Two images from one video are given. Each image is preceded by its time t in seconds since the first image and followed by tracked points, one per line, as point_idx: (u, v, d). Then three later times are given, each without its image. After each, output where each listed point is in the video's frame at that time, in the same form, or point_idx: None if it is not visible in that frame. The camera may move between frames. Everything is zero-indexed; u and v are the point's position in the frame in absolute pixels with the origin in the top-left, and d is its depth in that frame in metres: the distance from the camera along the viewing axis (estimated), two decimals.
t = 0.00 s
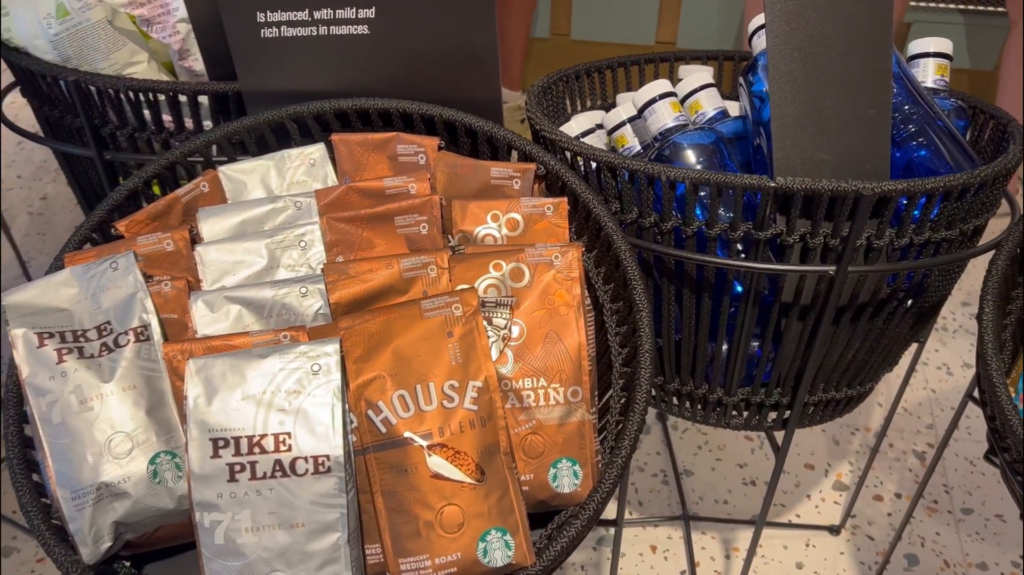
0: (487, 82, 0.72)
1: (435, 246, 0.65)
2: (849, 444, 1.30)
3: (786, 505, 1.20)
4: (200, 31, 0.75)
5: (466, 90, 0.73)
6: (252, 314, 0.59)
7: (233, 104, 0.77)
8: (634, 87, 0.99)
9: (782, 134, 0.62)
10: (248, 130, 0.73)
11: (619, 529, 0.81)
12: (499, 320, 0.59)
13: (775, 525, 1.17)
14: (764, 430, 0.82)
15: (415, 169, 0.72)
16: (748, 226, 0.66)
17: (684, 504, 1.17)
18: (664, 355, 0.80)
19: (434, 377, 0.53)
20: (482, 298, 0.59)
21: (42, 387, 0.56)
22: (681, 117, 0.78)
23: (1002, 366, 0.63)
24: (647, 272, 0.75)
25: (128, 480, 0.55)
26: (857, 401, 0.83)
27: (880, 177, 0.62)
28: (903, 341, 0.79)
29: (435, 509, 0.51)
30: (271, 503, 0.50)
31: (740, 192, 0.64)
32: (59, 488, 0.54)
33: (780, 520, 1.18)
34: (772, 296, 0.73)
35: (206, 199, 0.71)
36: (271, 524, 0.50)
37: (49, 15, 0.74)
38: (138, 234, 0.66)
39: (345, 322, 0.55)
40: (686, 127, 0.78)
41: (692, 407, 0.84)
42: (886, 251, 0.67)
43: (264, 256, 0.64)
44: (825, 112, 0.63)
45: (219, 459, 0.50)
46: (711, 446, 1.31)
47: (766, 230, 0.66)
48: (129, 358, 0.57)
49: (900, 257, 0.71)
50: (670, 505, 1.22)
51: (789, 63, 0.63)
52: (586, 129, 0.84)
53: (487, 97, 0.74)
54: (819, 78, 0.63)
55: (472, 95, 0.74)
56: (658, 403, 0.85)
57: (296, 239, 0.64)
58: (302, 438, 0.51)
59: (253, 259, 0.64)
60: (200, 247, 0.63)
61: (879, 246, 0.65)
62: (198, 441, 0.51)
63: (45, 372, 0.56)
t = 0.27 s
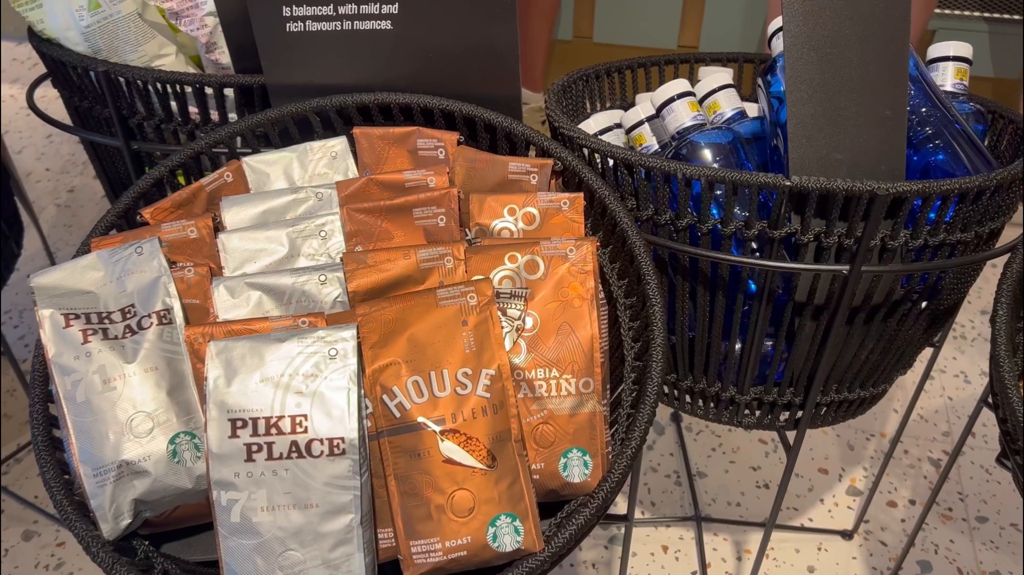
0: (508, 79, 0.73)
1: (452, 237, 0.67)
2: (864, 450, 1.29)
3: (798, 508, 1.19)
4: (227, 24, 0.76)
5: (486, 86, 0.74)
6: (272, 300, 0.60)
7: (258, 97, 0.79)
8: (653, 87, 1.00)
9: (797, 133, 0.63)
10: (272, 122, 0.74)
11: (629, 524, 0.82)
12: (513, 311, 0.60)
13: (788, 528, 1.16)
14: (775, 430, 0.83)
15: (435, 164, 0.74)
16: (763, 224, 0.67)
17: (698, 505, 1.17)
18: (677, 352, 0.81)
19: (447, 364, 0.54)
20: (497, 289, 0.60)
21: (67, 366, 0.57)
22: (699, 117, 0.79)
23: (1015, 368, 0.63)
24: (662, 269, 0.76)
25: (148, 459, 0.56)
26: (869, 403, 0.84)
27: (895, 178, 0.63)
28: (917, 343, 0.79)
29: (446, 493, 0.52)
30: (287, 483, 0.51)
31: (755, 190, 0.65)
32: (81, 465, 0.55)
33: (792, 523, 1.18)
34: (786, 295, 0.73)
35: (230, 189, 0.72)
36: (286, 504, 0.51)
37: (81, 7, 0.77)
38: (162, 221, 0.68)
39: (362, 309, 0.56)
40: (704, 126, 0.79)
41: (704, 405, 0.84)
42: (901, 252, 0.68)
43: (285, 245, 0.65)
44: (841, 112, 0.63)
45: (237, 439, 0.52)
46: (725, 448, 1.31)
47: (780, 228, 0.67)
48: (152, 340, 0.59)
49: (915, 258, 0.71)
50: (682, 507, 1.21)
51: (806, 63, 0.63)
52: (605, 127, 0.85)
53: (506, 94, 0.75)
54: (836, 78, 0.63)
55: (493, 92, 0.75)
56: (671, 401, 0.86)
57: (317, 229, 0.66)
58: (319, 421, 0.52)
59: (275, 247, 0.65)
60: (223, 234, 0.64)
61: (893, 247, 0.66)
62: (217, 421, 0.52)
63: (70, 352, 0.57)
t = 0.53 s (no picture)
0: (530, 80, 0.75)
1: (472, 233, 0.68)
2: (879, 457, 1.27)
3: (811, 513, 1.18)
4: (258, 24, 0.79)
5: (508, 87, 0.76)
6: (297, 290, 0.62)
7: (287, 94, 0.81)
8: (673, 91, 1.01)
9: (811, 136, 0.64)
10: (299, 119, 0.76)
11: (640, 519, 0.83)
12: (530, 305, 0.62)
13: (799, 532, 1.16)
14: (787, 430, 0.84)
15: (456, 162, 0.75)
16: (777, 226, 0.68)
17: (711, 508, 1.15)
18: (691, 351, 0.82)
19: (465, 354, 0.56)
20: (514, 283, 0.62)
21: (99, 348, 0.59)
22: (717, 120, 0.80)
23: None
24: (677, 269, 0.77)
25: (175, 439, 0.58)
26: (882, 406, 0.84)
27: (908, 182, 0.64)
28: (930, 348, 0.80)
29: (461, 478, 0.54)
30: (307, 465, 0.53)
31: (770, 192, 0.66)
32: (111, 444, 0.58)
33: (805, 528, 1.17)
34: (800, 297, 0.74)
35: (258, 182, 0.74)
36: (307, 485, 0.53)
37: (119, 5, 0.79)
38: (192, 212, 0.70)
39: (383, 299, 0.58)
40: (722, 129, 0.80)
41: (717, 405, 0.85)
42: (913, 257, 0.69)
43: (310, 237, 0.67)
44: (855, 117, 0.64)
45: (261, 421, 0.54)
46: (739, 450, 1.30)
47: (794, 230, 0.68)
48: (181, 325, 0.61)
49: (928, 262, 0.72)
50: (695, 509, 1.21)
51: (822, 68, 0.65)
52: (624, 129, 0.87)
53: (528, 95, 0.77)
54: (851, 83, 0.64)
55: (515, 92, 0.76)
56: (684, 400, 0.87)
57: (341, 222, 0.68)
58: (339, 405, 0.54)
59: (300, 239, 0.67)
60: (250, 226, 0.67)
61: (905, 250, 0.67)
62: (242, 403, 0.54)
63: (102, 334, 0.60)
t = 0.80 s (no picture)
0: (559, 89, 0.77)
1: (500, 236, 0.71)
2: (898, 470, 1.24)
3: (828, 524, 1.16)
4: (300, 30, 0.82)
5: (538, 96, 0.79)
6: (332, 286, 0.65)
7: (325, 99, 0.84)
8: (698, 102, 1.04)
9: (833, 149, 0.66)
10: (335, 123, 0.79)
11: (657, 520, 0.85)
12: (554, 306, 0.64)
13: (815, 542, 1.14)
14: (804, 437, 0.85)
15: (486, 167, 0.78)
16: (797, 235, 0.70)
17: (728, 514, 1.14)
18: (711, 357, 0.84)
19: (490, 351, 0.59)
20: (540, 284, 0.64)
21: (143, 336, 0.62)
22: (741, 132, 0.83)
23: None
24: (699, 276, 0.79)
25: (212, 425, 0.61)
26: (899, 416, 0.86)
27: (926, 196, 0.66)
28: (947, 360, 0.81)
29: (484, 469, 0.56)
30: (338, 452, 0.56)
31: (791, 202, 0.68)
32: (153, 427, 0.61)
33: (821, 538, 1.15)
34: (819, 306, 0.76)
35: (296, 182, 0.78)
36: (337, 471, 0.56)
37: (167, 10, 0.82)
38: (233, 209, 0.73)
39: (413, 296, 0.60)
40: (745, 141, 0.82)
41: (736, 411, 0.87)
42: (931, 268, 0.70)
43: (345, 236, 0.70)
44: (876, 131, 0.66)
45: (295, 409, 0.56)
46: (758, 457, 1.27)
47: (814, 240, 0.70)
48: (221, 317, 0.64)
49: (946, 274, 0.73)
50: (712, 515, 1.18)
51: (845, 83, 0.66)
52: (651, 138, 0.89)
53: (558, 103, 0.79)
54: (873, 98, 0.66)
55: (545, 101, 0.79)
56: (703, 405, 0.89)
57: (374, 223, 0.71)
58: (370, 396, 0.56)
59: (336, 238, 0.70)
60: (288, 224, 0.70)
61: (923, 262, 0.68)
62: (278, 391, 0.57)
63: (147, 323, 0.63)
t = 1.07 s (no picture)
0: (593, 105, 0.79)
1: (531, 248, 0.73)
2: (925, 492, 1.21)
3: (853, 542, 1.15)
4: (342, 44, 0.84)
5: (572, 112, 0.80)
6: (368, 292, 0.68)
7: (365, 111, 0.87)
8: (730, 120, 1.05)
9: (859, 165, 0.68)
10: (374, 135, 0.82)
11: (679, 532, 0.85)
12: (582, 317, 0.66)
13: (839, 560, 1.13)
14: (829, 454, 0.85)
15: (520, 180, 0.80)
16: (824, 254, 0.71)
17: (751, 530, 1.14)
18: (737, 372, 0.85)
19: (519, 359, 0.61)
20: (568, 295, 0.66)
21: (186, 335, 0.65)
22: (772, 150, 0.83)
23: None
24: (727, 291, 0.80)
25: (250, 423, 0.63)
26: (924, 436, 0.86)
27: (954, 218, 0.66)
28: (974, 381, 0.81)
29: (510, 473, 0.58)
30: (370, 453, 0.58)
31: (818, 221, 0.69)
32: (193, 424, 0.63)
33: (846, 557, 1.14)
34: (845, 324, 0.77)
35: (336, 192, 0.80)
36: (369, 471, 0.58)
37: (216, 23, 0.86)
38: (275, 217, 0.76)
39: (446, 303, 0.62)
40: (776, 159, 0.83)
41: (761, 426, 0.88)
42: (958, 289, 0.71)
43: (381, 244, 0.72)
44: (905, 153, 0.67)
45: (331, 410, 0.59)
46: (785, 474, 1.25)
47: (841, 259, 0.71)
48: (260, 319, 0.66)
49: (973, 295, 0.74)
50: (736, 531, 1.18)
51: (874, 105, 0.67)
52: (682, 155, 0.90)
53: (591, 119, 0.81)
54: (902, 121, 0.67)
55: (578, 117, 0.81)
56: (729, 420, 0.90)
57: (410, 232, 0.73)
58: (402, 399, 0.58)
59: (372, 246, 0.72)
60: (327, 232, 0.72)
61: (950, 283, 0.69)
62: (314, 392, 0.59)
63: (190, 323, 0.65)
